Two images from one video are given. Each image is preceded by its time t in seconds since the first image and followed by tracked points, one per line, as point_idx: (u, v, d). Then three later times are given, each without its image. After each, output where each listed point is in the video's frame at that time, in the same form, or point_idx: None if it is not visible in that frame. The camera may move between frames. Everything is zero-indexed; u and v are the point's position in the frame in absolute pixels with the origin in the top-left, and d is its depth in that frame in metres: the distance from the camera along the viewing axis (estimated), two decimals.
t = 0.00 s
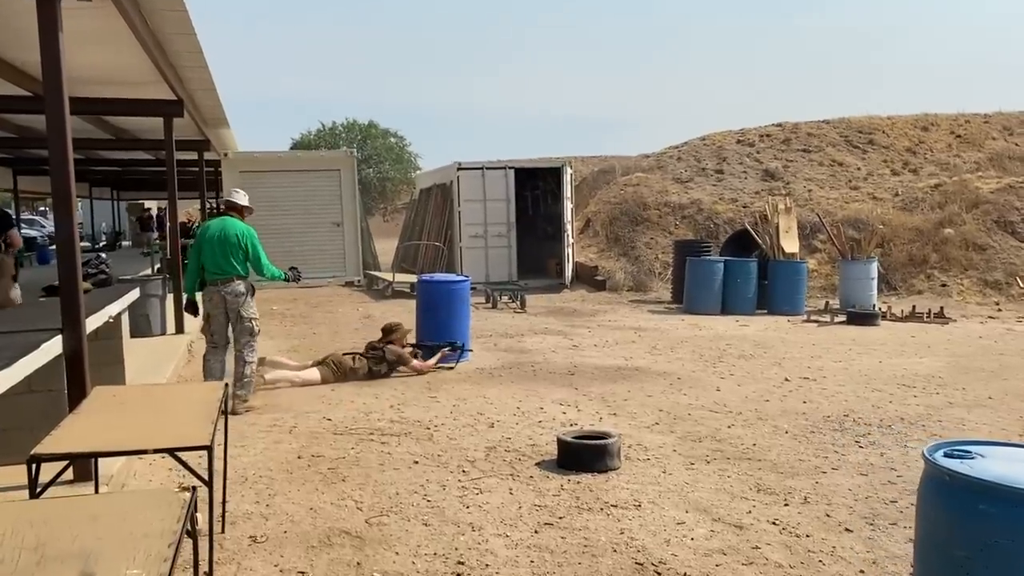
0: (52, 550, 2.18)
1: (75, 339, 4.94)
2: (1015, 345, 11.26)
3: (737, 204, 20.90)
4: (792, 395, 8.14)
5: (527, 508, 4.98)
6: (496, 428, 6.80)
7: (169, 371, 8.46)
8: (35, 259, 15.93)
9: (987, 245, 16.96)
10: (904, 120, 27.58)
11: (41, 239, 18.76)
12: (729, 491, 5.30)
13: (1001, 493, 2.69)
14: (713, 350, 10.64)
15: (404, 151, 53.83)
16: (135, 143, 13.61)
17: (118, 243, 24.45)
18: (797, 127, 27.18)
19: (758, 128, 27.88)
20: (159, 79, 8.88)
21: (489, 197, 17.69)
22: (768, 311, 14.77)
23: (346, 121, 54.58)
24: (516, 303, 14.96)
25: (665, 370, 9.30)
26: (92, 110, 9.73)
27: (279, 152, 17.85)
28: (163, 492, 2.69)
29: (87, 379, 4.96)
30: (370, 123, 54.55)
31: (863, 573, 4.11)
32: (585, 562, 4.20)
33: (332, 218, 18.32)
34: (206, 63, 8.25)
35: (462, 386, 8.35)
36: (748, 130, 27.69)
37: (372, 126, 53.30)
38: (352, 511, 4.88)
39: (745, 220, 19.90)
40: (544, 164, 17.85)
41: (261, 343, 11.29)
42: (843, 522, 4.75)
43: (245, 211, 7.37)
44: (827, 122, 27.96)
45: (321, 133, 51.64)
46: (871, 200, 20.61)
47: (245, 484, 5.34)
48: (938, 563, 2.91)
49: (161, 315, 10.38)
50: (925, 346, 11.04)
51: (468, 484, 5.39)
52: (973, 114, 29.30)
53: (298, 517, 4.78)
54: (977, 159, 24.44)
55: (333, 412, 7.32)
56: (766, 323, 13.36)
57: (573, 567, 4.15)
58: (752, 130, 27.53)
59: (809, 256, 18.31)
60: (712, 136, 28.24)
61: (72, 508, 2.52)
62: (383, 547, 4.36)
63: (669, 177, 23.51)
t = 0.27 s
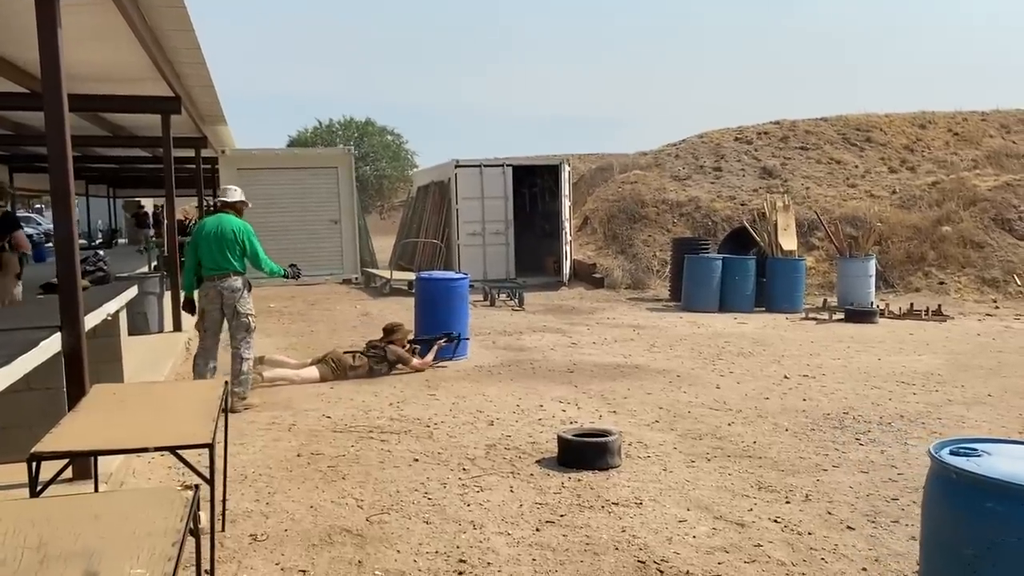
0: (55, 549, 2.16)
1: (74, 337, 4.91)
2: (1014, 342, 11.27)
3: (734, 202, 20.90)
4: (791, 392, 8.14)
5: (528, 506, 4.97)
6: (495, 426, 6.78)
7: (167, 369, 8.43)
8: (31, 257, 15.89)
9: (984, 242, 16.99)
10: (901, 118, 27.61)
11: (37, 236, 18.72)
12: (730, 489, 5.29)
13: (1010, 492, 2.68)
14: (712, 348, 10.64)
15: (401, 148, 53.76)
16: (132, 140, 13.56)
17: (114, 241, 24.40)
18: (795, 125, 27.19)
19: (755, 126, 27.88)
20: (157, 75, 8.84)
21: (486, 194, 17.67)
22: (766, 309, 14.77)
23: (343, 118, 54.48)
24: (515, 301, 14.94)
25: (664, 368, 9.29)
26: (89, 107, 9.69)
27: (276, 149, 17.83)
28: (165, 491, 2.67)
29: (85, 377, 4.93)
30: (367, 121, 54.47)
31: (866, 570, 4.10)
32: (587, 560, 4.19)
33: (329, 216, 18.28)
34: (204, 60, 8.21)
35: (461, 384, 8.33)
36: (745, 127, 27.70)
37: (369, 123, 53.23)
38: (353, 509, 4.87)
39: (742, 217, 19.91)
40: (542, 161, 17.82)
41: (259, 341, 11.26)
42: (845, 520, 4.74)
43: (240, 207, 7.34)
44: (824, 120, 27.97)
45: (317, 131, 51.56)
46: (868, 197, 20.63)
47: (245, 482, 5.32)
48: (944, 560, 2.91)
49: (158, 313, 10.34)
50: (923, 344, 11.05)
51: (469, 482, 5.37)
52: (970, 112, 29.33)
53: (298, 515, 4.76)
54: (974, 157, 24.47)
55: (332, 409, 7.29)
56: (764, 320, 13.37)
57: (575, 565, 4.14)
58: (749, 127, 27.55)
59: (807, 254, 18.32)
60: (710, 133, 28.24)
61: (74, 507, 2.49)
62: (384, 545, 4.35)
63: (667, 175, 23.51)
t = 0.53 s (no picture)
0: (57, 548, 2.16)
1: (73, 335, 4.90)
2: (1012, 340, 11.28)
3: (732, 200, 20.91)
4: (790, 390, 8.15)
5: (528, 504, 4.97)
6: (495, 424, 6.78)
7: (166, 367, 8.42)
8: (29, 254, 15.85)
9: (982, 241, 17.02)
10: (899, 117, 27.63)
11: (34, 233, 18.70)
12: (730, 487, 5.30)
13: (1013, 489, 2.69)
14: (710, 346, 10.65)
15: (398, 146, 53.71)
16: (129, 138, 13.54)
17: (112, 239, 24.35)
18: (792, 123, 27.20)
19: (753, 124, 27.89)
20: (155, 73, 8.82)
21: (485, 191, 17.66)
22: (764, 307, 14.78)
23: (340, 116, 54.41)
24: (513, 299, 14.94)
25: (663, 366, 9.30)
26: (87, 105, 9.67)
27: (274, 147, 17.79)
28: (166, 489, 2.67)
29: (85, 375, 4.93)
30: (364, 119, 54.40)
31: (867, 568, 4.11)
32: (587, 559, 4.19)
33: (327, 213, 18.26)
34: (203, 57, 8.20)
35: (460, 382, 8.33)
36: (743, 126, 27.71)
37: (366, 121, 53.16)
38: (353, 507, 4.87)
39: (740, 216, 19.92)
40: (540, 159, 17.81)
41: (257, 339, 11.25)
42: (845, 518, 4.75)
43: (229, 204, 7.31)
44: (822, 118, 27.98)
45: (315, 128, 51.49)
46: (866, 196, 20.65)
47: (245, 480, 5.32)
48: (946, 559, 2.91)
49: (157, 310, 10.33)
50: (921, 342, 11.06)
51: (469, 480, 5.37)
52: (968, 110, 29.36)
53: (298, 513, 4.76)
54: (971, 155, 24.50)
55: (331, 407, 7.29)
56: (762, 318, 13.38)
57: (576, 563, 4.14)
58: (747, 126, 27.54)
59: (804, 252, 18.36)
60: (708, 131, 28.25)
61: (76, 504, 2.49)
62: (385, 543, 4.35)
63: (665, 173, 23.51)
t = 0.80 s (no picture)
0: (60, 544, 2.16)
1: (73, 332, 4.90)
2: (1010, 339, 11.30)
3: (731, 199, 20.92)
4: (789, 388, 8.17)
5: (528, 501, 4.97)
6: (494, 422, 6.78)
7: (165, 365, 8.43)
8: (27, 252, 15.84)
9: (980, 239, 17.04)
10: (898, 115, 27.64)
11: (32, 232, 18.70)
12: (729, 485, 5.30)
13: (1013, 486, 2.70)
14: (709, 344, 10.66)
15: (397, 144, 53.69)
16: (128, 135, 13.53)
17: (110, 237, 24.34)
18: (791, 122, 27.20)
19: (752, 123, 27.90)
20: (154, 70, 8.81)
21: (483, 190, 17.66)
22: (763, 305, 14.79)
23: (339, 114, 54.37)
24: (511, 297, 14.94)
25: (662, 364, 9.31)
26: (86, 102, 9.68)
27: (273, 145, 17.78)
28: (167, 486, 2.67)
29: (84, 373, 4.93)
30: (363, 117, 54.37)
31: (866, 566, 4.12)
32: (587, 556, 4.20)
33: (325, 212, 18.25)
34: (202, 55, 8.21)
35: (460, 380, 8.33)
36: (742, 124, 27.71)
37: (365, 119, 53.14)
38: (353, 505, 4.87)
39: (739, 214, 19.93)
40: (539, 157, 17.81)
41: (256, 337, 11.26)
42: (844, 516, 4.76)
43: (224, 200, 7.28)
44: (821, 117, 27.99)
45: (313, 127, 51.44)
46: (864, 194, 20.67)
47: (244, 478, 5.32)
48: (946, 556, 2.92)
49: (155, 308, 10.34)
50: (920, 340, 11.08)
51: (468, 478, 5.37)
52: (967, 109, 29.38)
53: (298, 511, 4.76)
54: (970, 154, 24.53)
55: (330, 405, 7.29)
56: (761, 317, 13.39)
57: (576, 561, 4.14)
58: (746, 124, 27.55)
59: (803, 250, 18.38)
60: (707, 130, 28.24)
61: (76, 501, 2.49)
62: (385, 541, 4.35)
63: (664, 171, 23.53)
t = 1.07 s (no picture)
0: (63, 542, 2.16)
1: (74, 330, 4.90)
2: (1010, 338, 11.31)
3: (731, 198, 20.92)
4: (789, 387, 8.17)
5: (529, 500, 4.97)
6: (494, 420, 6.78)
7: (165, 363, 8.42)
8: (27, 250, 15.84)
9: (979, 239, 17.04)
10: (897, 114, 27.64)
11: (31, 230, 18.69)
12: (730, 483, 5.31)
13: (1014, 485, 2.70)
14: (709, 343, 10.66)
15: (396, 143, 53.68)
16: (128, 134, 13.52)
17: (109, 235, 24.33)
18: (791, 121, 27.20)
19: (751, 122, 27.91)
20: (155, 68, 8.81)
21: (483, 188, 17.66)
22: (763, 304, 14.79)
23: (338, 113, 54.34)
24: (511, 296, 14.94)
25: (662, 362, 9.31)
26: (87, 101, 9.67)
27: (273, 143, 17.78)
28: (170, 483, 2.67)
29: (85, 370, 4.93)
30: (362, 115, 54.34)
31: (866, 564, 4.12)
32: (588, 554, 4.20)
33: (325, 211, 18.24)
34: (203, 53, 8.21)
35: (460, 378, 8.34)
36: (742, 123, 27.71)
37: (364, 118, 53.12)
38: (353, 503, 4.87)
39: (739, 213, 19.93)
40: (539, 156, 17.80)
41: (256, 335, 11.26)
42: (845, 514, 4.76)
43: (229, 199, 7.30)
44: (821, 116, 27.99)
45: (313, 125, 51.39)
46: (864, 193, 20.67)
47: (245, 476, 5.32)
48: (946, 553, 2.93)
49: (155, 307, 10.33)
50: (920, 339, 11.08)
51: (469, 476, 5.37)
52: (967, 108, 29.40)
53: (299, 509, 4.76)
54: (970, 153, 24.54)
55: (330, 403, 7.29)
56: (761, 316, 13.39)
57: (576, 559, 4.15)
58: (746, 123, 27.55)
59: (803, 249, 18.38)
60: (706, 129, 28.24)
61: (78, 499, 2.49)
62: (386, 539, 4.35)
63: (663, 170, 23.52)
